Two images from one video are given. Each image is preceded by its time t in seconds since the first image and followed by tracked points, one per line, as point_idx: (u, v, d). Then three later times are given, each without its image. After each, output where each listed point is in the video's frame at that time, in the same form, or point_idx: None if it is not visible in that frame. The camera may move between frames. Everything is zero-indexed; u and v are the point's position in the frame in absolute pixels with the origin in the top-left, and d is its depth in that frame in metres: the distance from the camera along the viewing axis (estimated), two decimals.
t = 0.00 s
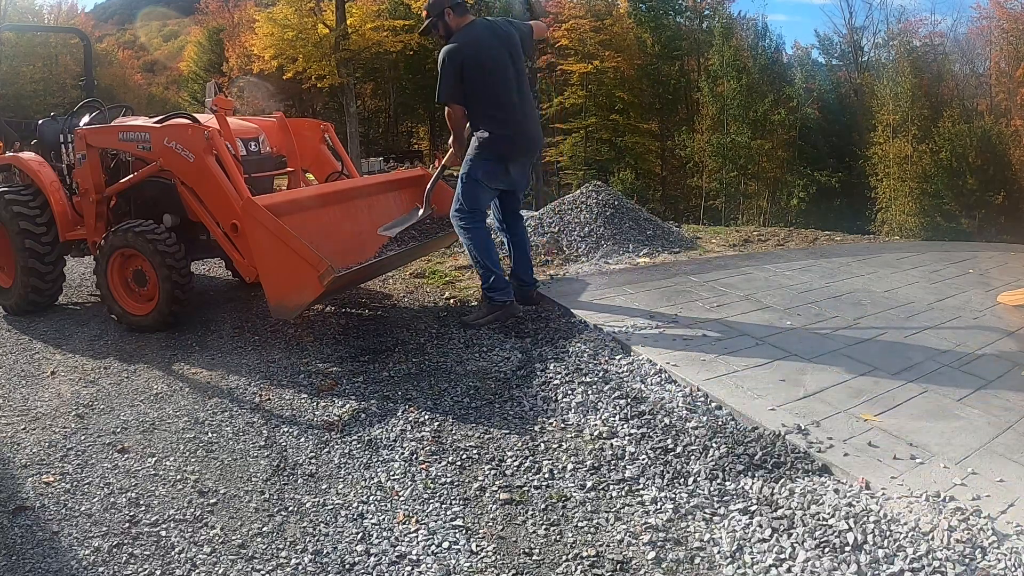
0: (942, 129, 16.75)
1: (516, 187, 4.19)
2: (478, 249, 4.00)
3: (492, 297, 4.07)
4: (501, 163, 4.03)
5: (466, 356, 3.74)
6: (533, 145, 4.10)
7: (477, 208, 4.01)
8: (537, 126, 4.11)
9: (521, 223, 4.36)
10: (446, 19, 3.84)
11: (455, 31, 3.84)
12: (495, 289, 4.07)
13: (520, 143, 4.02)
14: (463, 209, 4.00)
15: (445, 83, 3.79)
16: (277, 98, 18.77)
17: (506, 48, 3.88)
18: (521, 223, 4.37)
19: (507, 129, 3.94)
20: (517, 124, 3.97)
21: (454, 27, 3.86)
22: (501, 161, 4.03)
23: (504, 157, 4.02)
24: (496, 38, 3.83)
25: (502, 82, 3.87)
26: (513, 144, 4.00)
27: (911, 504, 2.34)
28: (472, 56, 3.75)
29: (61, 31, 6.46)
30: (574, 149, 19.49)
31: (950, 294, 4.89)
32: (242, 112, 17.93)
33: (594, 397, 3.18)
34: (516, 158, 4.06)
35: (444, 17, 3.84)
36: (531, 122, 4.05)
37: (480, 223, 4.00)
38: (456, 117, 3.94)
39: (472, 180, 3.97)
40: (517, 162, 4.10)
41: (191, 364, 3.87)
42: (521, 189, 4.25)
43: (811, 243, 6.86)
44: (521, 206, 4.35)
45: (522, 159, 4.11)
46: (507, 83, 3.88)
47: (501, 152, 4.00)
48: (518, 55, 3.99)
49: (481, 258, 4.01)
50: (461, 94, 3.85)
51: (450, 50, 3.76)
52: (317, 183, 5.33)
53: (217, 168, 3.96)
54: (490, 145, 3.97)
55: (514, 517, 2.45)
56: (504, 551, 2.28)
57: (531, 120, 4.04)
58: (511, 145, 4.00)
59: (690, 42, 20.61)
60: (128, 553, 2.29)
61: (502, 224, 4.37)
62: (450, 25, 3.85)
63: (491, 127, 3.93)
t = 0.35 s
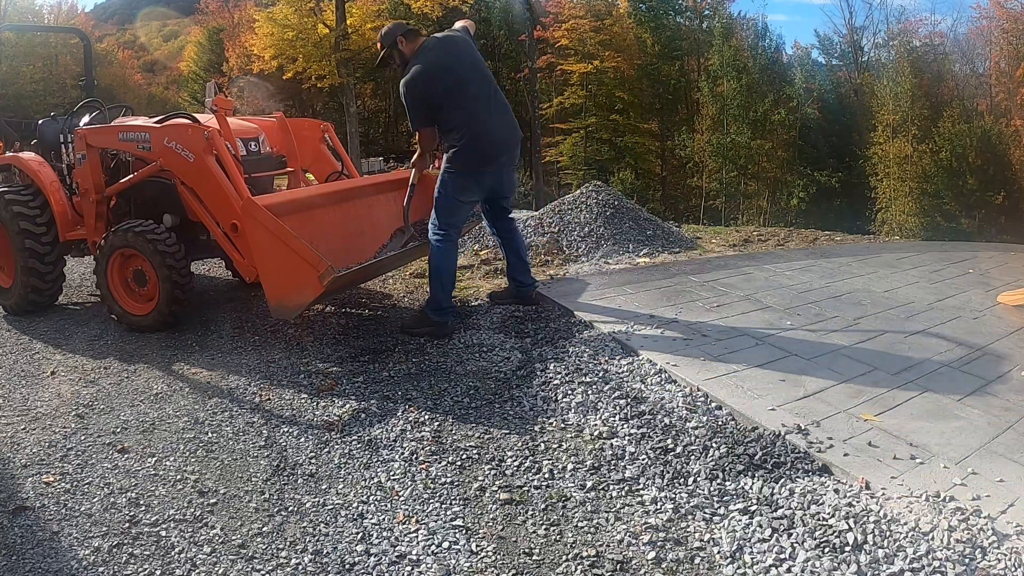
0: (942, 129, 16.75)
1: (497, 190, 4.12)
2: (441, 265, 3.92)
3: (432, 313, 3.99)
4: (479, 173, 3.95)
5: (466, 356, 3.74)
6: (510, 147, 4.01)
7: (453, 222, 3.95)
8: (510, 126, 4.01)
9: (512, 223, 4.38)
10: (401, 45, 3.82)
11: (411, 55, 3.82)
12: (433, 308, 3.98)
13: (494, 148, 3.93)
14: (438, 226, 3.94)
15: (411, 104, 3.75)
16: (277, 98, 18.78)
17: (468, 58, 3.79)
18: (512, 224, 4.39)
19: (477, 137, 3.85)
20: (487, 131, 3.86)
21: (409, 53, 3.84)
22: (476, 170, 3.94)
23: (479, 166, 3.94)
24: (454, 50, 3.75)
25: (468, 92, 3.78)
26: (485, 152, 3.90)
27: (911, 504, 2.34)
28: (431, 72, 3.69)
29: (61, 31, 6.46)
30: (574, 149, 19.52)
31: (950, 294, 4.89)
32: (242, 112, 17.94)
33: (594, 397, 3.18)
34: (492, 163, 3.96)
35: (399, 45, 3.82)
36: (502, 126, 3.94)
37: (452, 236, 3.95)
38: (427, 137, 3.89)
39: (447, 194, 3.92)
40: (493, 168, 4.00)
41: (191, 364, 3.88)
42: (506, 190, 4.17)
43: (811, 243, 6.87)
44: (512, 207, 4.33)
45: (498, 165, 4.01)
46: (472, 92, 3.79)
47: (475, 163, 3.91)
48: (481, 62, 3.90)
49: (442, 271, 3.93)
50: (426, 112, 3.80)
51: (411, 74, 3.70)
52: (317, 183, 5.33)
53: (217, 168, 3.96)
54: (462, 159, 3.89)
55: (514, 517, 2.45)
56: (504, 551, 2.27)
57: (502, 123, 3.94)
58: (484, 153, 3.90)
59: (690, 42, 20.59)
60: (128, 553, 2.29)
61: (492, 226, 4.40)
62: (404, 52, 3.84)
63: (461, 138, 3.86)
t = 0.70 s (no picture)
0: (942, 129, 16.75)
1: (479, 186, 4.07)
2: (431, 270, 3.88)
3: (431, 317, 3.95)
4: (457, 177, 3.87)
5: (465, 356, 3.74)
6: (483, 143, 3.94)
7: (438, 229, 3.89)
8: (478, 122, 3.95)
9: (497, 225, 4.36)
10: (348, 85, 3.88)
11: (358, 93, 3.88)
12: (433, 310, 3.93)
13: (469, 148, 3.85)
14: (423, 234, 3.86)
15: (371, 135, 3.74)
16: (277, 98, 18.79)
17: (416, 75, 3.81)
18: (498, 225, 4.37)
19: (449, 142, 3.78)
20: (456, 131, 3.79)
21: (358, 91, 3.90)
22: (457, 174, 3.86)
23: (457, 171, 3.86)
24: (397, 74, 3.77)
25: (424, 104, 3.74)
26: (460, 154, 3.83)
27: (911, 504, 2.34)
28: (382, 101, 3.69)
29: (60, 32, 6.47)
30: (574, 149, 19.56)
31: (950, 293, 4.89)
32: (242, 112, 17.95)
33: (594, 397, 3.18)
34: (469, 162, 3.88)
35: (346, 86, 3.89)
36: (470, 122, 3.87)
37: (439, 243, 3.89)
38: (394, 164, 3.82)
39: (430, 205, 3.85)
40: (473, 166, 3.92)
41: (190, 364, 3.87)
42: (488, 185, 4.14)
43: (811, 243, 6.87)
44: (496, 207, 4.30)
45: (476, 163, 3.94)
46: (430, 102, 3.75)
47: (452, 169, 3.83)
48: (430, 76, 3.90)
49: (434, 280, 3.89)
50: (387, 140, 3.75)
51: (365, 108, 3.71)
52: (317, 183, 5.33)
53: (217, 168, 3.96)
54: (439, 168, 3.81)
55: (514, 517, 2.45)
56: (504, 551, 2.27)
57: (469, 121, 3.88)
58: (458, 156, 3.83)
59: (690, 42, 20.60)
60: (128, 553, 2.29)
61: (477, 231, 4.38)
62: (353, 91, 3.89)
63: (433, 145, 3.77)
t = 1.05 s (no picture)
0: (942, 129, 16.74)
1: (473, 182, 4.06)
2: (431, 269, 3.88)
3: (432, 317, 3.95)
4: (450, 173, 3.86)
5: (465, 356, 3.74)
6: (475, 140, 3.91)
7: (436, 228, 3.88)
8: (471, 118, 3.91)
9: (497, 222, 4.35)
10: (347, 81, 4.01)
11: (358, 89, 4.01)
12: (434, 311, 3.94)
13: (461, 145, 3.83)
14: (420, 233, 3.87)
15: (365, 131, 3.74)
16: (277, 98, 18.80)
17: (413, 72, 3.81)
18: (498, 222, 4.35)
19: (441, 139, 3.76)
20: (447, 127, 3.77)
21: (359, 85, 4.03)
22: (449, 170, 3.84)
23: (450, 167, 3.84)
24: (391, 71, 3.79)
25: (414, 100, 3.72)
26: (451, 151, 3.81)
27: (911, 504, 2.34)
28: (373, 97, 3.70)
29: (60, 32, 6.47)
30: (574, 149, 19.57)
31: (950, 294, 4.89)
32: (242, 112, 17.95)
33: (594, 397, 3.18)
34: (459, 158, 3.86)
35: (346, 81, 4.02)
36: (463, 119, 3.84)
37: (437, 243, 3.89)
38: (390, 160, 3.78)
39: (424, 203, 3.85)
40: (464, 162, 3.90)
41: (191, 364, 3.87)
42: (483, 181, 4.12)
43: (811, 243, 6.87)
44: (494, 203, 4.27)
45: (468, 159, 3.92)
46: (422, 98, 3.74)
47: (443, 167, 3.82)
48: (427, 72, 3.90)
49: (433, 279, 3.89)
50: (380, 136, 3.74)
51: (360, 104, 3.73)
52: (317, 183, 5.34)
53: (217, 168, 3.96)
54: (429, 165, 3.80)
55: (514, 518, 2.45)
56: (504, 551, 2.28)
57: (461, 116, 3.84)
58: (448, 153, 3.80)
59: (690, 42, 20.59)
60: (128, 553, 2.29)
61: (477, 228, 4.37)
62: (354, 84, 4.02)
63: (423, 142, 3.76)
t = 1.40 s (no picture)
0: (942, 129, 16.74)
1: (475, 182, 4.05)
2: (432, 270, 3.90)
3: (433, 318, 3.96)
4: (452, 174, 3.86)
5: (465, 356, 3.74)
6: (478, 141, 3.90)
7: (438, 228, 3.89)
8: (476, 117, 3.90)
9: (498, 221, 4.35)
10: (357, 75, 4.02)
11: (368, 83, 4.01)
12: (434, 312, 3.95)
13: (463, 145, 3.83)
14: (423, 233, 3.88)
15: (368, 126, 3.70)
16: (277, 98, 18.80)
17: (421, 69, 3.79)
18: (499, 222, 4.35)
19: (444, 138, 3.76)
20: (452, 127, 3.76)
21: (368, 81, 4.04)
22: (451, 171, 3.84)
23: (452, 167, 3.84)
24: (401, 67, 3.76)
25: (420, 97, 3.70)
26: (454, 151, 3.81)
27: (911, 504, 2.34)
28: (379, 93, 3.67)
29: (60, 31, 6.47)
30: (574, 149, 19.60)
31: (950, 294, 4.89)
32: (242, 112, 17.94)
33: (594, 397, 3.18)
34: (462, 159, 3.86)
35: (355, 75, 4.03)
36: (467, 117, 3.83)
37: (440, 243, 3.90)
38: (392, 153, 3.73)
39: (427, 202, 3.85)
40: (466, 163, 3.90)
41: (190, 364, 3.87)
42: (486, 181, 4.11)
43: (811, 243, 6.87)
44: (494, 203, 4.27)
45: (471, 159, 3.92)
46: (429, 97, 3.72)
47: (446, 166, 3.82)
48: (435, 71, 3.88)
49: (435, 279, 3.90)
50: (385, 131, 3.71)
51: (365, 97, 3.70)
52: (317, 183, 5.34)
53: (217, 169, 3.96)
54: (432, 165, 3.80)
55: (513, 518, 2.45)
56: (504, 551, 2.27)
57: (466, 116, 3.83)
58: (451, 153, 3.80)
59: (690, 42, 20.59)
60: (128, 553, 2.29)
61: (478, 228, 4.37)
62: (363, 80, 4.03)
63: (427, 141, 3.75)
